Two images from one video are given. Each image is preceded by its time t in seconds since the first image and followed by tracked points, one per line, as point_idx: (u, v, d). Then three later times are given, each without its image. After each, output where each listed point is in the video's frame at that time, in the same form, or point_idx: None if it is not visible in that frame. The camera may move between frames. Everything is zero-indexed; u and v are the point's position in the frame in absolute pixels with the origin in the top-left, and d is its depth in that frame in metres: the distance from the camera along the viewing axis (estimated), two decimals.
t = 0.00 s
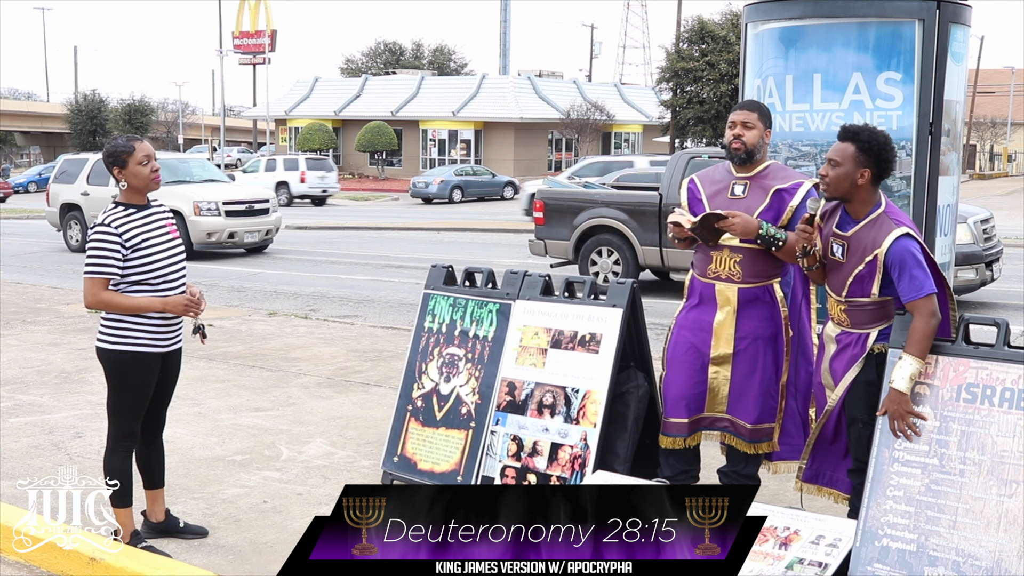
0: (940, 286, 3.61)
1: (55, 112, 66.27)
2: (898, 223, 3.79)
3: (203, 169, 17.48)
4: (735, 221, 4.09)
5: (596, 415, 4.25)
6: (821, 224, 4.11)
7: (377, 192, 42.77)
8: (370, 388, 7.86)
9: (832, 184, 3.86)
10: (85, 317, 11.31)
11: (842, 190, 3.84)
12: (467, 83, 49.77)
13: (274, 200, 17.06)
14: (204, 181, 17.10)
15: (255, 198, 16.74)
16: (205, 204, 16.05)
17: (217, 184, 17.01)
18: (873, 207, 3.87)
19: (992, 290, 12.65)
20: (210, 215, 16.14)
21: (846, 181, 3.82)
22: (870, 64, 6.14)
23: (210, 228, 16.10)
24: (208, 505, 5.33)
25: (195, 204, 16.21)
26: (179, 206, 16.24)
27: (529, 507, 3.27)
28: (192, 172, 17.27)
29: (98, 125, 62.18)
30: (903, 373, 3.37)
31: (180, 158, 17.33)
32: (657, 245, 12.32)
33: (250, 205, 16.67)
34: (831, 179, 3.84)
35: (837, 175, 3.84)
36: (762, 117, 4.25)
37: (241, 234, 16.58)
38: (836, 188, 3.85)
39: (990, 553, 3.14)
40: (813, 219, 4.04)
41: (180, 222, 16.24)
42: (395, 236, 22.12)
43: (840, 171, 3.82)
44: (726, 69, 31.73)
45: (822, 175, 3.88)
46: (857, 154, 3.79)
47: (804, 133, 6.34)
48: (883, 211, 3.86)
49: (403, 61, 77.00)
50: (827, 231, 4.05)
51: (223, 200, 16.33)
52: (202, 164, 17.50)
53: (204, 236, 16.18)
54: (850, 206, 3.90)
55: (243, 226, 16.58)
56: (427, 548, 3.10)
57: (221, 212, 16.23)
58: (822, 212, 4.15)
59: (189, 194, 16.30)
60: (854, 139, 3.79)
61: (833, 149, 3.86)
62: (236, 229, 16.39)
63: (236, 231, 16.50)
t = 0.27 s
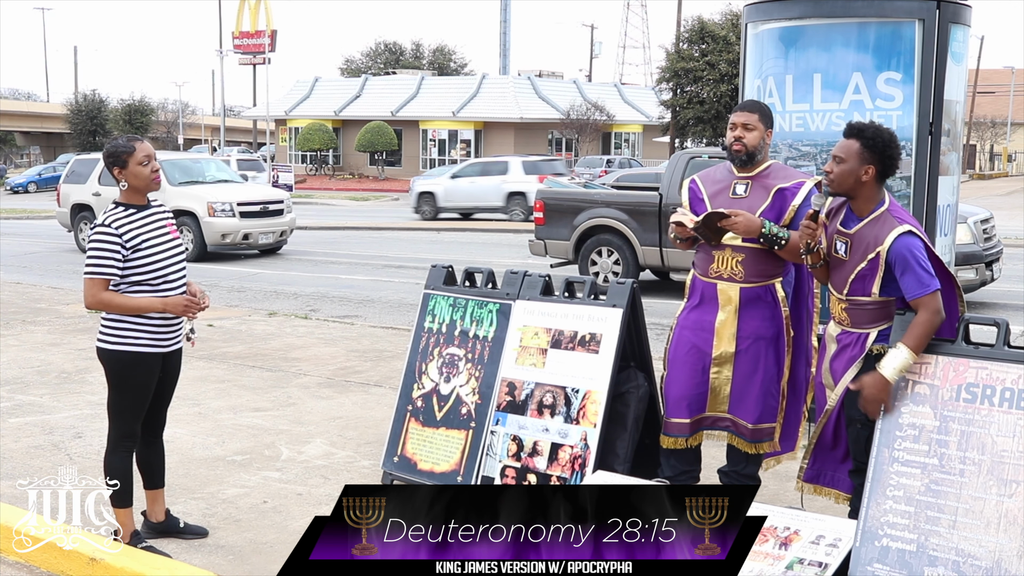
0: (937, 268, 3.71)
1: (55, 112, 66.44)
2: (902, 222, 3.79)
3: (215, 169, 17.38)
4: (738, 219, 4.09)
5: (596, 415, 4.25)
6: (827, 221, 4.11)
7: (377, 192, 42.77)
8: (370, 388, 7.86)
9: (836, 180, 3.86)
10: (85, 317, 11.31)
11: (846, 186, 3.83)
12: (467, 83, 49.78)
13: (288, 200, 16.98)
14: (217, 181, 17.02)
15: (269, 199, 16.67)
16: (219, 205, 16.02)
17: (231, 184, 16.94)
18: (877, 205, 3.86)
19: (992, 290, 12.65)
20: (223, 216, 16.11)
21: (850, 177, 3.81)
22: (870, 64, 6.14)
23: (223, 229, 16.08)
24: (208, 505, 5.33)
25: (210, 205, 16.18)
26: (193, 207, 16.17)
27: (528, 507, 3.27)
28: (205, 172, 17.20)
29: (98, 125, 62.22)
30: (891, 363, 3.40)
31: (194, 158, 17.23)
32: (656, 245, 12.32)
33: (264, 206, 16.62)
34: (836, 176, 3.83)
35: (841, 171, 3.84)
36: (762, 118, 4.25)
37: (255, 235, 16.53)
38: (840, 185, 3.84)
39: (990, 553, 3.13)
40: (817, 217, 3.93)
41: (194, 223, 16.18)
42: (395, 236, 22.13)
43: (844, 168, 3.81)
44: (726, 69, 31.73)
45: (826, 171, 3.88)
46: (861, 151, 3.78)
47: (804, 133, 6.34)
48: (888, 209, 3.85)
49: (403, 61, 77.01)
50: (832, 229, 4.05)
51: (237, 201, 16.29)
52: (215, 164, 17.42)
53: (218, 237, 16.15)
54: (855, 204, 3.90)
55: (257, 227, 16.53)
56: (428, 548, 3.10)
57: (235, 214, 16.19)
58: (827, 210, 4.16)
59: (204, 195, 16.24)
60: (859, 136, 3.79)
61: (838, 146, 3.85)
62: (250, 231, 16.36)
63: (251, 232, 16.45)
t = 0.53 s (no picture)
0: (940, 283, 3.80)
1: (55, 112, 66.54)
2: (908, 217, 3.84)
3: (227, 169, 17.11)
4: (739, 210, 4.04)
5: (596, 415, 4.25)
6: (835, 218, 4.17)
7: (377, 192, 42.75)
8: (370, 388, 7.86)
9: (841, 176, 3.92)
10: (85, 317, 11.31)
11: (850, 183, 3.90)
12: (467, 83, 49.76)
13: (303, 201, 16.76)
14: (229, 181, 16.80)
15: (284, 199, 16.45)
16: (233, 206, 15.80)
17: (243, 185, 16.70)
18: (884, 202, 3.91)
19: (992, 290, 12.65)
20: (238, 217, 15.88)
21: (853, 174, 3.87)
22: (871, 64, 6.14)
23: (237, 231, 15.86)
24: (208, 505, 5.33)
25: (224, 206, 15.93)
26: (206, 208, 15.93)
27: (529, 507, 3.26)
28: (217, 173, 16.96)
29: (98, 125, 62.24)
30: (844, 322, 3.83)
31: (206, 159, 16.96)
32: (656, 245, 12.32)
33: (278, 207, 16.40)
34: (840, 171, 3.91)
35: (845, 168, 3.90)
36: (762, 124, 4.24)
37: (269, 236, 16.31)
38: (845, 180, 3.91)
39: (990, 553, 3.13)
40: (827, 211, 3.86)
41: (208, 224, 15.95)
42: (395, 236, 22.13)
43: (847, 165, 3.88)
44: (726, 70, 31.74)
45: (833, 167, 3.96)
46: (863, 147, 3.83)
47: (804, 133, 6.34)
48: (895, 206, 3.89)
49: (403, 61, 77.02)
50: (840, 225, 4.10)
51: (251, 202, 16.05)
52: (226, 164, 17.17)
53: (233, 238, 15.92)
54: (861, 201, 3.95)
55: (271, 228, 16.31)
56: (427, 548, 3.10)
57: (249, 214, 15.96)
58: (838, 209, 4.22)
59: (217, 195, 15.98)
60: (860, 132, 3.83)
61: (844, 144, 3.92)
62: (265, 232, 16.13)
63: (265, 234, 16.22)
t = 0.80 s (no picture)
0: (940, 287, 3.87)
1: (55, 113, 66.62)
2: (910, 210, 3.90)
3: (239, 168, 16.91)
4: (740, 199, 4.06)
5: (596, 415, 4.25)
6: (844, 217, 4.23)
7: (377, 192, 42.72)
8: (370, 388, 7.85)
9: (848, 171, 4.04)
10: (85, 317, 11.30)
11: (857, 178, 4.01)
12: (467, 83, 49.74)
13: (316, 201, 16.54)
14: (242, 180, 16.63)
15: (298, 199, 16.24)
16: (246, 206, 15.62)
17: (256, 184, 16.50)
18: (888, 198, 3.98)
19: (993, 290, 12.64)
20: (251, 218, 15.69)
21: (858, 169, 3.98)
22: (871, 64, 6.14)
23: (250, 231, 15.68)
24: (208, 505, 5.32)
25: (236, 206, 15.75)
26: (218, 208, 15.76)
27: (529, 506, 3.26)
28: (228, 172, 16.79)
29: (98, 125, 62.25)
30: (860, 318, 3.85)
31: (217, 158, 16.79)
32: (658, 245, 12.32)
33: (292, 207, 16.20)
34: (846, 167, 4.03)
35: (852, 163, 4.02)
36: (766, 123, 4.25)
37: (283, 237, 16.12)
38: (851, 175, 4.02)
39: (990, 553, 3.13)
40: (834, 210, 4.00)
41: (220, 225, 15.79)
42: (395, 236, 22.12)
43: (854, 159, 4.00)
44: (726, 69, 31.72)
45: (842, 163, 4.07)
46: (870, 143, 3.94)
47: (804, 133, 6.33)
48: (899, 201, 3.95)
49: (403, 61, 77.02)
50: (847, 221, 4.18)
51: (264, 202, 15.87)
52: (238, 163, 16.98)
53: (246, 239, 15.75)
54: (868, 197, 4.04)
55: (285, 228, 16.12)
56: (428, 548, 3.10)
57: (262, 215, 15.76)
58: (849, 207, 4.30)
59: (230, 195, 15.80)
60: (869, 128, 3.96)
61: (853, 140, 4.04)
62: (278, 233, 15.94)
63: (278, 234, 16.03)
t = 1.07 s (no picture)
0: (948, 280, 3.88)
1: (54, 113, 66.69)
2: (914, 206, 3.94)
3: (249, 169, 16.88)
4: (740, 197, 4.06)
5: (596, 415, 4.25)
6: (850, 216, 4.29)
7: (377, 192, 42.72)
8: (370, 388, 7.85)
9: (854, 171, 4.09)
10: (85, 317, 11.30)
11: (863, 178, 4.05)
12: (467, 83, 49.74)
13: (328, 202, 16.42)
14: (252, 181, 16.58)
15: (309, 199, 16.15)
16: (257, 207, 15.57)
17: (266, 184, 16.44)
18: (894, 196, 4.03)
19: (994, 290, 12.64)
20: (261, 218, 15.61)
21: (864, 168, 4.03)
22: (871, 64, 6.14)
23: (261, 232, 15.62)
24: (208, 505, 5.32)
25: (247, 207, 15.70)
26: (229, 209, 15.71)
27: (529, 506, 3.26)
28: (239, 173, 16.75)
29: (98, 125, 62.27)
30: (868, 302, 3.88)
31: (228, 159, 16.75)
32: (661, 245, 12.32)
33: (303, 208, 16.11)
34: (853, 166, 4.07)
35: (858, 162, 4.06)
36: (768, 123, 4.25)
37: (294, 238, 16.02)
38: (857, 175, 4.07)
39: (990, 553, 3.13)
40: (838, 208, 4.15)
41: (231, 225, 15.74)
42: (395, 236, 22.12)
43: (860, 159, 4.04)
44: (726, 69, 31.71)
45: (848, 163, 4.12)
46: (876, 143, 3.99)
47: (804, 133, 6.33)
48: (904, 199, 3.99)
49: (403, 61, 77.02)
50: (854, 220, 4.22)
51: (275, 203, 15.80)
52: (248, 164, 16.94)
53: (256, 240, 15.68)
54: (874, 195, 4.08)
55: (296, 229, 16.03)
56: (428, 548, 3.10)
57: (273, 216, 15.69)
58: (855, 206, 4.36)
59: (241, 196, 15.75)
60: (875, 128, 4.00)
61: (859, 140, 4.09)
62: (289, 234, 15.86)
63: (290, 235, 15.93)
